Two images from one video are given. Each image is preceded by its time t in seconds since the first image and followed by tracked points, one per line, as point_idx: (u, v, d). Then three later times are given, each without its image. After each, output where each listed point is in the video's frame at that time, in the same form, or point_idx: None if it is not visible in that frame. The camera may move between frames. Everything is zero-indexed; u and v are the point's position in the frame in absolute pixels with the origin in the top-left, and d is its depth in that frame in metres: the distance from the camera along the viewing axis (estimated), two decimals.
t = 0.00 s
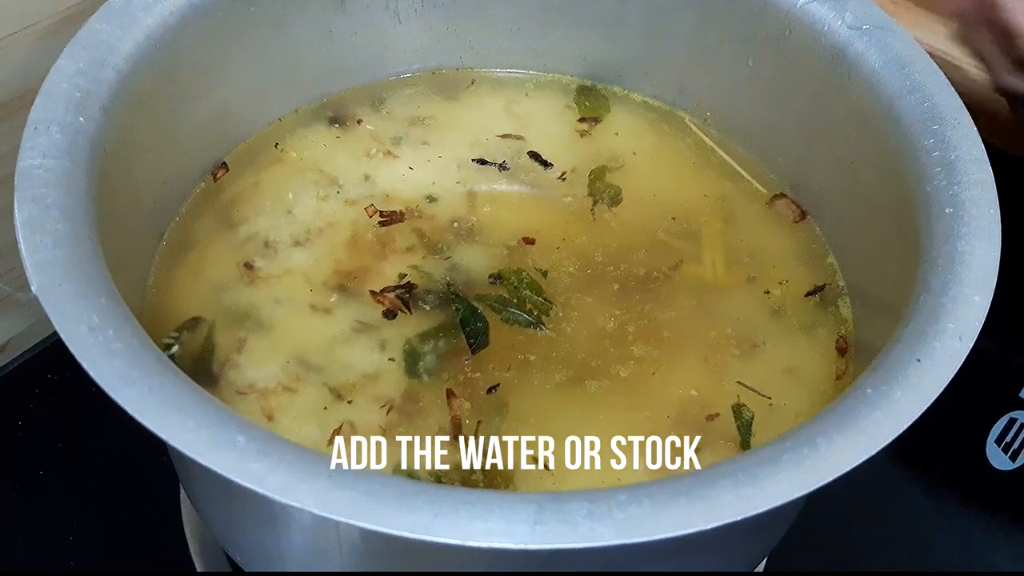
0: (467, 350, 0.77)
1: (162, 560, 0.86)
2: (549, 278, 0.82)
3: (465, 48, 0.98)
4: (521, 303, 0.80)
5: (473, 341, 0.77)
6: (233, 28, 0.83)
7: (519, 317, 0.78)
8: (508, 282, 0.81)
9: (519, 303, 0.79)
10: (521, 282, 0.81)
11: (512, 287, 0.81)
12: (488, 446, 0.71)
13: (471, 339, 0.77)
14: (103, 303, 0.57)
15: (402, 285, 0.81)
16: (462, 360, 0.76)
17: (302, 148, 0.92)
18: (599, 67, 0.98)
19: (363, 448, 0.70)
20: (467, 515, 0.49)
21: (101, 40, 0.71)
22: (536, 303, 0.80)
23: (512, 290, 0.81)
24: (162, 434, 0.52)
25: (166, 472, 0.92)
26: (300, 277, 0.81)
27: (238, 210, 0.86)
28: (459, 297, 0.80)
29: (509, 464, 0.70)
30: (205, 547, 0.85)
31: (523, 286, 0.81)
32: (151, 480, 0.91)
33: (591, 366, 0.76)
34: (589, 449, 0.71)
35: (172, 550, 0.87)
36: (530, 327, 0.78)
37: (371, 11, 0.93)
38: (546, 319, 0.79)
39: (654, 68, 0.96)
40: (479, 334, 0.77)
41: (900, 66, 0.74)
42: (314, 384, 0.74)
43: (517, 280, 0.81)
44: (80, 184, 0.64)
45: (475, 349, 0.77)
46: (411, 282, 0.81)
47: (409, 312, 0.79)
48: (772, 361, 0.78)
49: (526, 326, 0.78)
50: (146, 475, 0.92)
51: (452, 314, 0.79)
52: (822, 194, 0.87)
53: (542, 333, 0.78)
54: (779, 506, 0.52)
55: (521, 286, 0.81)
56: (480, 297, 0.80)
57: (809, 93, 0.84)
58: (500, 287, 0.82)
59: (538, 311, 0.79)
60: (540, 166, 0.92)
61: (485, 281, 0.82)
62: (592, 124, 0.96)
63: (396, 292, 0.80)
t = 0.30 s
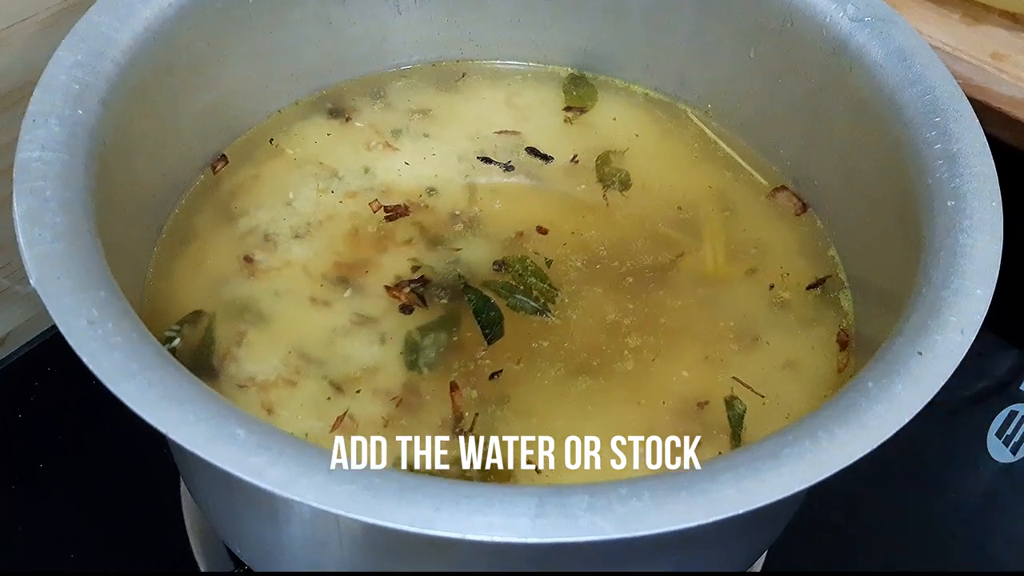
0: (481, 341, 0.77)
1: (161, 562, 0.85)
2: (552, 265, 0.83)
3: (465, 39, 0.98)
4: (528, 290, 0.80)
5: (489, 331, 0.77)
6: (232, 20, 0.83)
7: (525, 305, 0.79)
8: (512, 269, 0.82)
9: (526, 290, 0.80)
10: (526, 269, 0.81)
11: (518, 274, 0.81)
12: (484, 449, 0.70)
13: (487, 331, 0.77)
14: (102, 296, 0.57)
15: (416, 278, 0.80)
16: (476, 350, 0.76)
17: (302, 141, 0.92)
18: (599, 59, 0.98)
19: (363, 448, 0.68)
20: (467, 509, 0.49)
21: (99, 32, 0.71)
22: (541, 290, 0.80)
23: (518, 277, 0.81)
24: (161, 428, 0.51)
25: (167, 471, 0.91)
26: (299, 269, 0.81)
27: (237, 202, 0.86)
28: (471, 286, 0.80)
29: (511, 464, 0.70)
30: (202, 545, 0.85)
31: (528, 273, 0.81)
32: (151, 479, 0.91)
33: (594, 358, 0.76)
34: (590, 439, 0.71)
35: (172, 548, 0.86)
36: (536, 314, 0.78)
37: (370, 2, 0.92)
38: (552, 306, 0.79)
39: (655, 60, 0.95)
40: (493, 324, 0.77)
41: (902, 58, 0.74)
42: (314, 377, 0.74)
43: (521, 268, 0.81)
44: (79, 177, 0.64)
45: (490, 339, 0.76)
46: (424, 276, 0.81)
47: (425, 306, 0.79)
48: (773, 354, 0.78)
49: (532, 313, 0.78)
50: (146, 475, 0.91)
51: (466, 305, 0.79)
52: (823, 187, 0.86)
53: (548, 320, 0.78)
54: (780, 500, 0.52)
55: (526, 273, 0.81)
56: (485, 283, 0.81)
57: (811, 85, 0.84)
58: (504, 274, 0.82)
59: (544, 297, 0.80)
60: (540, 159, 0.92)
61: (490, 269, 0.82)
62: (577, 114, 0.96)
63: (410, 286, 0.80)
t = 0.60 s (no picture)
0: (498, 331, 0.77)
1: (157, 558, 0.84)
2: (557, 253, 0.83)
3: (465, 31, 0.98)
4: (534, 277, 0.80)
5: (504, 321, 0.77)
6: (232, 12, 0.83)
7: (532, 291, 0.79)
8: (518, 257, 0.82)
9: (532, 277, 0.80)
10: (531, 257, 0.82)
11: (525, 262, 0.82)
12: (483, 443, 0.70)
13: (501, 320, 0.77)
14: (101, 288, 0.57)
15: (432, 273, 0.80)
16: (492, 340, 0.76)
17: (302, 134, 0.91)
18: (599, 51, 0.98)
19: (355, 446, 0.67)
20: (467, 502, 0.49)
21: (97, 24, 0.71)
22: (547, 276, 0.80)
23: (524, 265, 0.81)
24: (161, 420, 0.51)
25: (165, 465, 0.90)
26: (299, 262, 0.81)
27: (237, 195, 0.86)
28: (484, 276, 0.80)
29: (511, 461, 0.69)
30: (203, 541, 0.85)
31: (534, 260, 0.81)
32: (150, 472, 0.90)
33: (593, 351, 0.76)
34: (589, 433, 0.71)
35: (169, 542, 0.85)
36: (543, 301, 0.79)
37: None
38: (559, 293, 0.80)
39: (656, 53, 0.95)
40: (508, 313, 0.77)
41: (903, 50, 0.74)
42: (314, 370, 0.74)
43: (526, 255, 0.82)
44: (78, 169, 0.64)
45: (505, 328, 0.77)
46: (440, 269, 0.81)
47: (443, 300, 0.79)
48: (772, 347, 0.78)
49: (539, 299, 0.79)
50: (146, 468, 0.90)
51: (479, 295, 0.79)
52: (823, 180, 0.86)
53: (555, 306, 0.79)
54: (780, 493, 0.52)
55: (532, 261, 0.81)
56: (491, 271, 0.81)
57: (811, 78, 0.83)
58: (511, 262, 0.82)
59: (551, 284, 0.80)
60: (540, 151, 0.92)
61: (495, 257, 0.83)
62: (563, 104, 0.96)
63: (427, 279, 0.80)
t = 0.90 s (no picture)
0: (514, 335, 0.77)
1: (157, 558, 0.86)
2: (560, 254, 0.83)
3: (465, 35, 0.98)
4: (539, 277, 0.81)
5: (518, 323, 0.77)
6: (232, 16, 0.83)
7: (536, 291, 0.80)
8: (522, 257, 0.83)
9: (538, 278, 0.81)
10: (535, 257, 0.82)
11: (530, 261, 0.82)
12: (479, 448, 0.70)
13: (515, 321, 0.77)
14: (101, 294, 0.57)
15: (448, 281, 0.80)
16: (507, 343, 0.77)
17: (301, 138, 0.91)
18: (599, 55, 0.98)
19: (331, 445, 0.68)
20: (466, 509, 0.49)
21: (97, 28, 0.71)
22: (552, 276, 0.81)
23: (529, 263, 0.82)
24: (161, 427, 0.51)
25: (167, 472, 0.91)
26: (299, 267, 0.81)
27: (236, 200, 0.86)
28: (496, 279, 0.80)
29: (514, 464, 0.69)
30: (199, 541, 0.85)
31: (539, 260, 0.82)
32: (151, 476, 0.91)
33: (593, 356, 0.76)
34: (588, 439, 0.71)
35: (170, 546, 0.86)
36: (548, 301, 0.80)
37: None
38: (564, 292, 0.80)
39: (656, 57, 0.95)
40: (522, 315, 0.77)
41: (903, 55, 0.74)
42: (313, 375, 0.74)
43: (531, 255, 0.83)
44: (78, 174, 0.64)
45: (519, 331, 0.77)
46: (456, 276, 0.81)
47: (461, 308, 0.79)
48: (772, 352, 0.78)
49: (544, 299, 0.80)
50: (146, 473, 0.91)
51: (491, 298, 0.79)
52: (824, 184, 0.86)
53: (559, 306, 0.79)
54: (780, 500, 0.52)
55: (537, 260, 0.82)
56: (497, 271, 0.81)
57: (812, 82, 0.83)
58: (516, 262, 0.82)
59: (556, 284, 0.81)
60: (540, 156, 0.91)
61: (500, 255, 0.83)
62: (549, 104, 0.96)
63: (444, 287, 0.79)
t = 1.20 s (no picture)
0: (529, 365, 0.77)
1: (155, 559, 0.90)
2: (561, 279, 0.84)
3: (466, 72, 0.99)
4: (545, 304, 0.81)
5: (533, 353, 0.77)
6: (235, 53, 0.84)
7: (542, 319, 0.80)
8: (526, 285, 0.83)
9: (543, 305, 0.81)
10: (539, 285, 0.83)
11: (535, 289, 0.82)
12: (479, 484, 0.70)
13: (530, 350, 0.77)
14: (102, 328, 0.57)
15: (464, 315, 0.81)
16: (523, 373, 0.77)
17: (301, 172, 0.92)
18: (599, 91, 0.98)
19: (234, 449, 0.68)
20: (466, 545, 0.49)
21: (101, 64, 0.72)
22: (558, 304, 0.81)
23: (534, 291, 0.82)
24: (160, 462, 0.51)
25: (162, 498, 0.92)
26: (300, 301, 0.81)
27: (237, 234, 0.86)
28: (508, 310, 0.80)
29: (513, 501, 0.69)
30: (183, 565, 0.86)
31: (544, 288, 0.82)
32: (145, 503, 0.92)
33: (594, 391, 0.76)
34: (590, 476, 0.71)
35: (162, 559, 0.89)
36: (554, 329, 0.80)
37: (372, 35, 0.93)
38: (569, 320, 0.81)
39: (656, 93, 0.96)
40: (537, 344, 0.78)
41: (901, 91, 0.74)
42: (314, 410, 0.73)
43: (535, 284, 0.83)
44: (80, 208, 0.64)
45: (535, 361, 0.77)
46: (473, 310, 0.81)
47: (478, 341, 0.79)
48: (774, 386, 0.78)
49: (549, 327, 0.80)
50: (141, 496, 0.92)
51: (504, 328, 0.80)
52: (824, 219, 0.86)
53: (564, 335, 0.80)
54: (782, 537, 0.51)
55: (542, 288, 0.82)
56: (503, 300, 0.82)
57: (811, 118, 0.84)
58: (520, 290, 0.83)
59: (561, 311, 0.81)
60: (540, 191, 0.92)
61: (504, 282, 0.84)
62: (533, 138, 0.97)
63: (460, 321, 0.80)
